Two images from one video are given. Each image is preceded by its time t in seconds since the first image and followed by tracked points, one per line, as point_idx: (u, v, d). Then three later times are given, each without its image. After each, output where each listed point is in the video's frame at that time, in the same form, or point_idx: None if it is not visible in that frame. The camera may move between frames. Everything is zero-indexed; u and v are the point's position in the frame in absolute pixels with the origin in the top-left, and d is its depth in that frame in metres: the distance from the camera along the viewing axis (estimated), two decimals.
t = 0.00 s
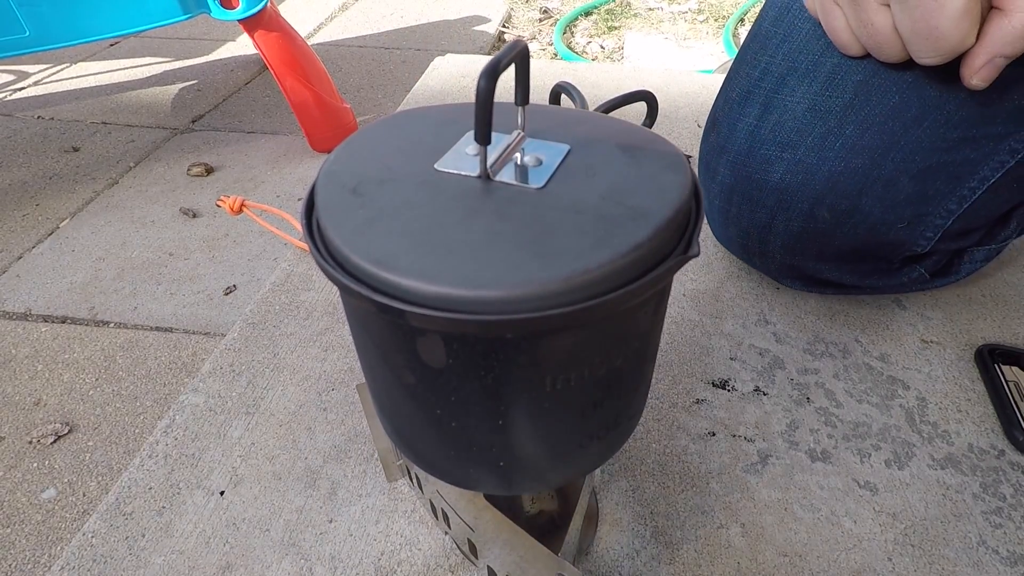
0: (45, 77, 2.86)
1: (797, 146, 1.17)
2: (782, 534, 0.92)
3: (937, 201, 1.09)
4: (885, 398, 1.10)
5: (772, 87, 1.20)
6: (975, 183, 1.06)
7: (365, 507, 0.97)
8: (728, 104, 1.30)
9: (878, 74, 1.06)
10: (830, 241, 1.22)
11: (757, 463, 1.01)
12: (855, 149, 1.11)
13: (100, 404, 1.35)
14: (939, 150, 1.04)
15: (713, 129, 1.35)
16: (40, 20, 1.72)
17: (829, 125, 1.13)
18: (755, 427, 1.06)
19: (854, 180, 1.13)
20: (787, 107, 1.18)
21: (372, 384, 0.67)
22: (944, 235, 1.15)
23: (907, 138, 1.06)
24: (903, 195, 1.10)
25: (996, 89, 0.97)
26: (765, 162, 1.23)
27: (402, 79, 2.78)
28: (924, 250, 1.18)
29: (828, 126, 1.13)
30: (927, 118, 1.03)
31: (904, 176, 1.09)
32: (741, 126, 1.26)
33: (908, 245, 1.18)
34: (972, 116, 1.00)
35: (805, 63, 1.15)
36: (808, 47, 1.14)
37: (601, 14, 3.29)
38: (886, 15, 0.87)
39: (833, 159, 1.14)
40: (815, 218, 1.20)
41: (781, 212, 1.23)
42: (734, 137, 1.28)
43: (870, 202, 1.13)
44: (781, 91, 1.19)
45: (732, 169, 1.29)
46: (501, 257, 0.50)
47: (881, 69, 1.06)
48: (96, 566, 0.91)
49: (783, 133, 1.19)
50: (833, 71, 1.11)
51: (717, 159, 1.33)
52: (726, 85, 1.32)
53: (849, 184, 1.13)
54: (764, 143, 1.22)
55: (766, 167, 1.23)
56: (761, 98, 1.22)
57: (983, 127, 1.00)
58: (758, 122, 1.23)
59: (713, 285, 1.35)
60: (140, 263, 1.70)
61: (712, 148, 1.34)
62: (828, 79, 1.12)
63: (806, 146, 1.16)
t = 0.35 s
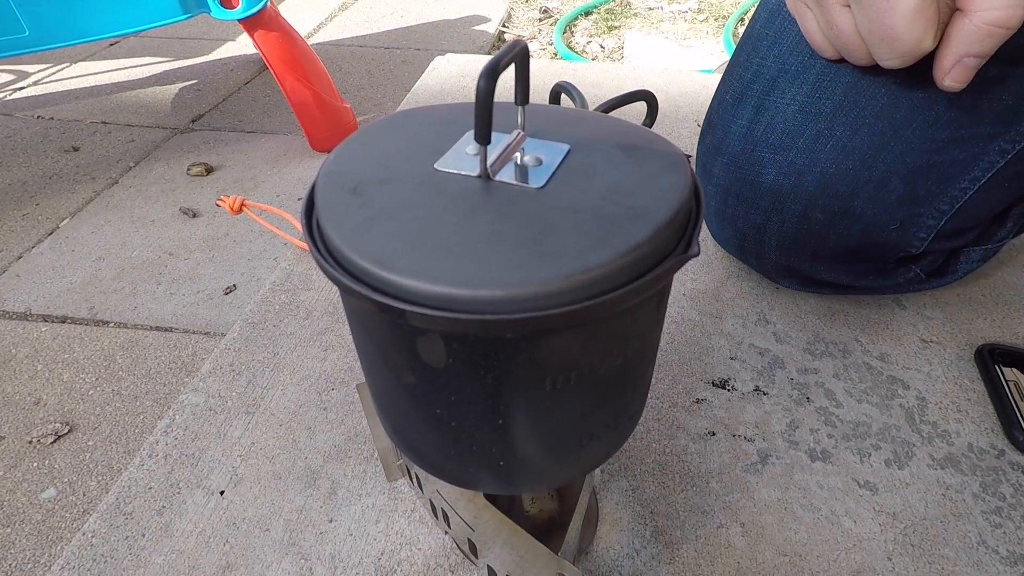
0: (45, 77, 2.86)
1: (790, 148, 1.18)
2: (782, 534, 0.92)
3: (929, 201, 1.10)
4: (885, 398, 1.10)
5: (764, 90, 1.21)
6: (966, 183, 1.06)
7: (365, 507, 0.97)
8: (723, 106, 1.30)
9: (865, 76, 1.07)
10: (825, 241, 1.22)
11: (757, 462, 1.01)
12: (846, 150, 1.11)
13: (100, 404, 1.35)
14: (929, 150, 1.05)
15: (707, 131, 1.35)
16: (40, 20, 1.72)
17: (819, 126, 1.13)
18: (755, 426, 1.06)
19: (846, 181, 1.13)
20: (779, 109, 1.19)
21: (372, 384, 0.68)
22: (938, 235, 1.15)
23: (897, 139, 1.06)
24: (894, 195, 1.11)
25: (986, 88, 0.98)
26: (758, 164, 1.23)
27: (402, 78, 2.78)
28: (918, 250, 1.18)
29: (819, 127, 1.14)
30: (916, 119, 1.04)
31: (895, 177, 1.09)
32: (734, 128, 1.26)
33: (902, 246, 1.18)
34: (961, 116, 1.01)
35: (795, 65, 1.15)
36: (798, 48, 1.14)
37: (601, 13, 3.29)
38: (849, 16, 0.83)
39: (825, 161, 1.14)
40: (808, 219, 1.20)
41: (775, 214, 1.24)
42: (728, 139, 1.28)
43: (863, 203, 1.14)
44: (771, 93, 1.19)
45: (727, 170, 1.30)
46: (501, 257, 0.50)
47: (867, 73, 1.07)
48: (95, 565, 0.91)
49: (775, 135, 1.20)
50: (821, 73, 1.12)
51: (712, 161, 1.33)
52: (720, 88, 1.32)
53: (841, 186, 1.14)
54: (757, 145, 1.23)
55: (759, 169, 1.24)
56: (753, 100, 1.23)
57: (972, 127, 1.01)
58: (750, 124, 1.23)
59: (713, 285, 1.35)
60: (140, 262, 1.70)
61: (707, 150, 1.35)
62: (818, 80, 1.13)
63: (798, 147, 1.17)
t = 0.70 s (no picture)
0: (44, 76, 2.85)
1: (789, 149, 1.18)
2: (782, 534, 0.92)
3: (929, 203, 1.10)
4: (885, 397, 1.10)
5: (764, 91, 1.21)
6: (965, 185, 1.06)
7: (365, 506, 0.97)
8: (722, 108, 1.30)
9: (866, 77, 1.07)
10: (827, 242, 1.21)
11: (756, 462, 1.01)
12: (845, 152, 1.12)
13: (100, 403, 1.35)
14: (929, 153, 1.05)
15: (708, 132, 1.35)
16: (40, 20, 1.72)
17: (819, 128, 1.14)
18: (755, 426, 1.06)
19: (846, 182, 1.13)
20: (779, 110, 1.19)
21: (372, 384, 0.68)
22: (937, 236, 1.16)
23: (897, 141, 1.07)
24: (892, 197, 1.11)
25: (984, 90, 0.98)
26: (758, 165, 1.24)
27: (402, 78, 2.77)
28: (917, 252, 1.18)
29: (818, 128, 1.14)
30: (916, 120, 1.04)
31: (895, 179, 1.09)
32: (734, 129, 1.26)
33: (901, 247, 1.18)
34: (959, 118, 1.01)
35: (795, 67, 1.16)
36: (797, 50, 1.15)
37: (601, 13, 3.29)
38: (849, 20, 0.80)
39: (825, 162, 1.14)
40: (808, 220, 1.21)
41: (774, 215, 1.24)
42: (728, 140, 1.28)
43: (863, 204, 1.14)
44: (772, 94, 1.20)
45: (727, 170, 1.30)
46: (501, 257, 0.50)
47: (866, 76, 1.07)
48: (96, 565, 0.91)
49: (775, 136, 1.20)
50: (820, 75, 1.12)
51: (711, 161, 1.34)
52: (719, 89, 1.32)
53: (841, 187, 1.14)
54: (757, 146, 1.23)
55: (758, 170, 1.24)
56: (753, 102, 1.23)
57: (972, 129, 1.01)
58: (750, 125, 1.23)
59: (713, 285, 1.35)
60: (140, 262, 1.70)
61: (707, 151, 1.35)
62: (817, 82, 1.13)
63: (798, 149, 1.17)
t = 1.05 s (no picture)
0: (44, 76, 2.85)
1: (790, 149, 1.17)
2: (782, 534, 0.92)
3: (929, 204, 1.10)
4: (885, 397, 1.10)
5: (766, 89, 1.19)
6: (966, 186, 1.06)
7: (365, 506, 0.97)
8: (723, 106, 1.30)
9: (869, 76, 1.04)
10: (828, 242, 1.21)
11: (757, 462, 1.01)
12: (847, 152, 1.11)
13: (100, 403, 1.35)
14: (931, 153, 1.04)
15: (710, 129, 1.34)
16: (40, 21, 1.72)
17: (821, 127, 1.12)
18: (755, 426, 1.06)
19: (848, 183, 1.13)
20: (780, 110, 1.17)
21: (372, 385, 0.68)
22: (937, 237, 1.16)
23: (899, 142, 1.05)
24: (893, 197, 1.11)
25: (988, 90, 0.97)
26: (759, 165, 1.22)
27: (402, 78, 2.77)
28: (916, 253, 1.19)
29: (820, 128, 1.12)
30: (919, 121, 1.02)
31: (896, 179, 1.09)
32: (735, 128, 1.25)
33: (900, 249, 1.18)
34: (961, 119, 1.00)
35: (796, 66, 1.13)
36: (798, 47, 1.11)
37: (601, 13, 3.29)
38: None
39: (826, 162, 1.13)
40: (808, 220, 1.20)
41: (775, 213, 1.23)
42: (730, 139, 1.27)
43: (863, 205, 1.13)
44: (773, 93, 1.17)
45: (728, 169, 1.29)
46: (501, 256, 0.50)
47: (870, 74, 1.04)
48: (95, 565, 0.91)
49: (776, 136, 1.18)
50: (823, 73, 1.09)
51: (712, 160, 1.32)
52: (720, 86, 1.31)
53: (842, 187, 1.13)
54: (758, 146, 1.22)
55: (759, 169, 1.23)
56: (753, 101, 1.21)
57: (974, 130, 1.01)
58: (751, 124, 1.22)
59: (713, 285, 1.35)
60: (140, 262, 1.70)
61: (709, 148, 1.33)
62: (819, 81, 1.10)
63: (799, 149, 1.16)
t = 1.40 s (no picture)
0: (44, 77, 2.85)
1: (789, 142, 1.19)
2: (782, 534, 0.92)
3: (928, 199, 1.10)
4: (884, 397, 1.10)
5: (765, 84, 1.20)
6: (965, 181, 1.06)
7: (365, 506, 0.97)
8: (724, 102, 1.32)
9: (867, 70, 1.06)
10: (826, 237, 1.22)
11: (757, 462, 1.01)
12: (845, 145, 1.12)
13: (100, 403, 1.35)
14: (929, 147, 1.05)
15: (710, 128, 1.37)
16: (40, 21, 1.72)
17: (819, 121, 1.14)
18: (755, 426, 1.06)
19: (846, 176, 1.14)
20: (779, 105, 1.18)
21: (372, 385, 0.68)
22: (937, 234, 1.16)
23: (897, 135, 1.07)
24: (892, 191, 1.11)
25: (986, 83, 0.98)
26: (758, 158, 1.24)
27: (402, 78, 2.77)
28: (917, 250, 1.18)
29: (818, 123, 1.14)
30: (918, 113, 1.04)
31: (894, 173, 1.10)
32: (736, 123, 1.27)
33: (901, 246, 1.17)
34: (960, 112, 1.01)
35: (796, 61, 1.14)
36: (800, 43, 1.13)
37: (601, 13, 3.29)
38: None
39: (824, 155, 1.15)
40: (807, 215, 1.21)
41: (773, 210, 1.25)
42: (731, 134, 1.29)
43: (862, 199, 1.14)
44: (773, 88, 1.19)
45: (728, 167, 1.31)
46: (502, 256, 0.50)
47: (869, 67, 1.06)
48: (95, 565, 0.91)
49: (775, 129, 1.20)
50: (823, 67, 1.11)
51: (713, 156, 1.35)
52: (722, 83, 1.34)
53: (840, 181, 1.15)
54: (758, 140, 1.24)
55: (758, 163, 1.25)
56: (754, 95, 1.23)
57: (973, 124, 1.01)
58: (751, 118, 1.24)
59: (713, 285, 1.35)
60: (140, 262, 1.70)
61: (710, 147, 1.37)
62: (819, 74, 1.12)
63: (799, 142, 1.18)
